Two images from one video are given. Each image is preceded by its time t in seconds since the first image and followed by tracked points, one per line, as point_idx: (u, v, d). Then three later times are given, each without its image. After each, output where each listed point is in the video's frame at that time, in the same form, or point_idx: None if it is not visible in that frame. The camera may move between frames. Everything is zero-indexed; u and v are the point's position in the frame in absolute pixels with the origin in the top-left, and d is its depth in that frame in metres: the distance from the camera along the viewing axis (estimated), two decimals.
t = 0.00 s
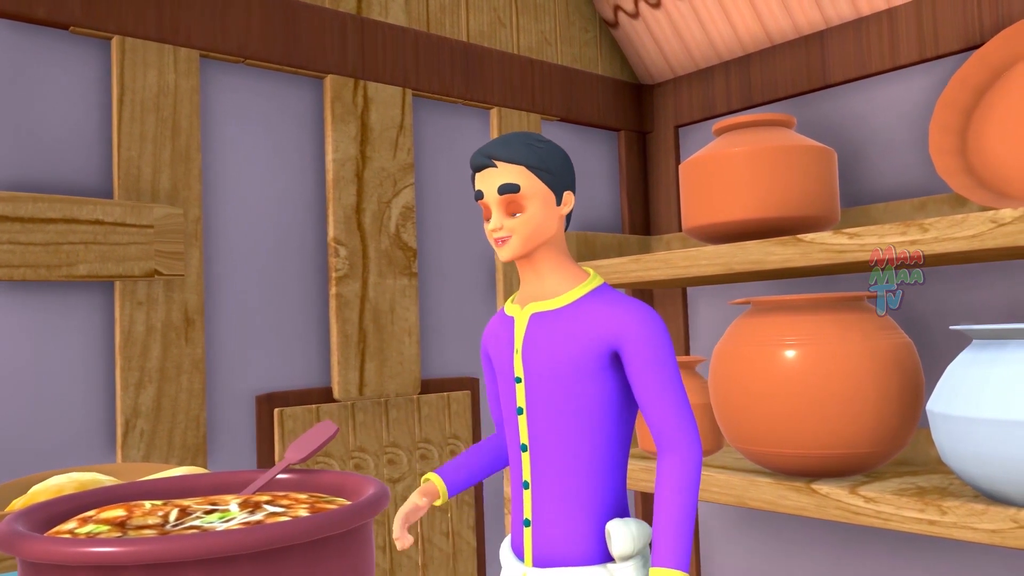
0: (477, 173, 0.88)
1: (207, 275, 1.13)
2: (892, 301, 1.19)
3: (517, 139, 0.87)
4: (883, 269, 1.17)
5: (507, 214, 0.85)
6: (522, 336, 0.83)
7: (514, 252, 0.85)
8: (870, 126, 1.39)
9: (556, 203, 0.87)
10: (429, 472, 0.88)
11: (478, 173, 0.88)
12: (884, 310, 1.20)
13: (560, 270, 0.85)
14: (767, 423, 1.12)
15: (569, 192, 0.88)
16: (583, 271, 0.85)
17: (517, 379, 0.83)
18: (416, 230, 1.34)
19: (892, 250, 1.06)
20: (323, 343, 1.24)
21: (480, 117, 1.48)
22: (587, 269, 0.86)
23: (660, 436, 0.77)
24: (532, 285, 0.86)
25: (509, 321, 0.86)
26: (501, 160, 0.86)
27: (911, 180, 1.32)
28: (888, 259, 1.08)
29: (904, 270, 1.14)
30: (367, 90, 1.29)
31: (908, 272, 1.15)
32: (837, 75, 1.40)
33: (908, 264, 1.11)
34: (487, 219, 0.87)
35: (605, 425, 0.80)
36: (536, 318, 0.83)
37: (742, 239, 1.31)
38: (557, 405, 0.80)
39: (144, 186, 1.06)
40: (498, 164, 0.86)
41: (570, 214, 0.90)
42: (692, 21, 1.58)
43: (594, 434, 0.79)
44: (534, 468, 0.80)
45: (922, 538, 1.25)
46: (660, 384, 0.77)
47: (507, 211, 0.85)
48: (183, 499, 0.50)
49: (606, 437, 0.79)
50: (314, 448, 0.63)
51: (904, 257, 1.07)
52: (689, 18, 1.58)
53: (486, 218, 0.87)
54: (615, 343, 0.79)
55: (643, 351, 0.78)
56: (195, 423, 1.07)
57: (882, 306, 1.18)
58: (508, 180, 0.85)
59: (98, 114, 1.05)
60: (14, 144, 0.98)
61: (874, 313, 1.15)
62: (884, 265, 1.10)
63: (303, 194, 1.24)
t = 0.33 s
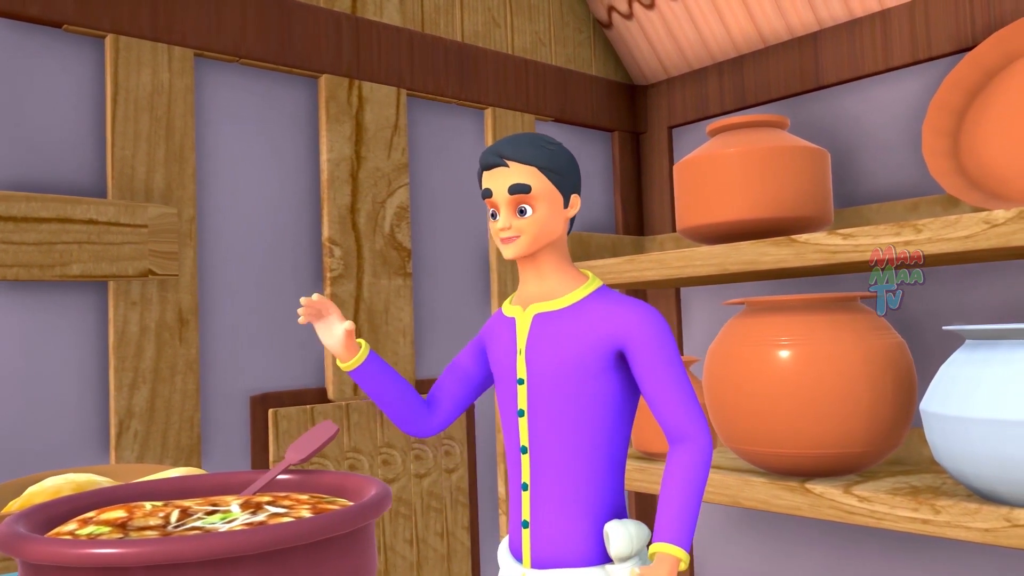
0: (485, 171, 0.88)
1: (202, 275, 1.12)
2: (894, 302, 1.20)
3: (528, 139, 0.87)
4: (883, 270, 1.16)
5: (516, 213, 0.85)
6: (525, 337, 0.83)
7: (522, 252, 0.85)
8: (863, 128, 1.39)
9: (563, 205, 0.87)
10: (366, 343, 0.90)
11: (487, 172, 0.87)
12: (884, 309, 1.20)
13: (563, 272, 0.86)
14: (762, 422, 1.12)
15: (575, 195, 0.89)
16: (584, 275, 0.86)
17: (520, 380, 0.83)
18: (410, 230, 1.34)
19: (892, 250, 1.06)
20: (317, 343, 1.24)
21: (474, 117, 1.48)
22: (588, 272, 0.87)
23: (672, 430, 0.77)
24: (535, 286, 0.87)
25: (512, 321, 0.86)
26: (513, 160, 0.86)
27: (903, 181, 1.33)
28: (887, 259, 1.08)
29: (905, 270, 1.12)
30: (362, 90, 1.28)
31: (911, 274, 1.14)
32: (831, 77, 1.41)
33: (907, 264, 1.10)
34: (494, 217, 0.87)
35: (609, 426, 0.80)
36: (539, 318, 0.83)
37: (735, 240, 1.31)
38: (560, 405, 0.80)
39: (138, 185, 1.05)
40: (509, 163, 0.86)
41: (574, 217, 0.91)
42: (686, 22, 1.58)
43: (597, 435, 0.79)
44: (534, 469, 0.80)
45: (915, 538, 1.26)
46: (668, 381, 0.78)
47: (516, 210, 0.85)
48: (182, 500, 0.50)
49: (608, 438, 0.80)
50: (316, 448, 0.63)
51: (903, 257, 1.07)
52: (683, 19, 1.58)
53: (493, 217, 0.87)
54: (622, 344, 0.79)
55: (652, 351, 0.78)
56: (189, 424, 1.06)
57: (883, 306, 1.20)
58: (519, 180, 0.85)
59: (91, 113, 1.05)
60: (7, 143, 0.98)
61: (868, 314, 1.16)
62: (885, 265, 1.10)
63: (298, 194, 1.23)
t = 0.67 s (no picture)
0: (504, 162, 0.88)
1: (196, 275, 1.12)
2: (895, 302, 1.22)
3: (550, 132, 0.87)
4: (883, 270, 1.17)
5: (534, 204, 0.85)
6: (529, 335, 0.83)
7: (538, 244, 0.85)
8: (855, 129, 1.40)
9: (580, 201, 0.88)
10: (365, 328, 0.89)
11: (506, 163, 0.88)
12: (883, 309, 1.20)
13: (575, 270, 0.86)
14: (758, 422, 1.13)
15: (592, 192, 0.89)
16: (592, 274, 0.86)
17: (524, 376, 0.82)
18: (405, 230, 1.34)
19: (892, 250, 1.06)
20: (312, 343, 1.23)
21: (469, 117, 1.48)
22: (597, 272, 0.87)
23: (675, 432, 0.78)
24: (544, 282, 0.87)
25: (515, 320, 0.86)
26: (534, 151, 0.86)
27: (896, 182, 1.34)
28: (887, 259, 1.07)
29: (905, 270, 1.13)
30: (356, 89, 1.28)
31: (910, 274, 1.14)
32: (824, 79, 1.41)
33: (908, 264, 1.10)
34: (512, 207, 0.87)
35: (613, 425, 0.80)
36: (547, 314, 0.84)
37: (728, 240, 1.31)
38: (563, 404, 0.80)
39: (132, 184, 1.05)
40: (530, 154, 0.86)
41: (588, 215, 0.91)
42: (680, 23, 1.59)
43: (600, 434, 0.80)
44: (535, 467, 0.80)
45: (908, 537, 1.27)
46: (673, 383, 0.78)
47: (535, 201, 0.85)
48: (182, 501, 0.50)
49: (611, 436, 0.80)
50: (317, 448, 0.63)
51: (903, 257, 1.07)
52: (677, 20, 1.59)
53: (510, 207, 0.87)
54: (628, 344, 0.80)
55: (658, 352, 0.79)
56: (183, 424, 1.06)
57: (883, 306, 1.22)
58: (539, 172, 0.85)
59: (85, 112, 1.04)
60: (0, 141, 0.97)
61: (861, 314, 1.16)
62: (884, 265, 1.10)
63: (292, 194, 1.23)
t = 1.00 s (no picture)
0: (511, 158, 0.88)
1: (191, 275, 1.11)
2: (895, 302, 1.22)
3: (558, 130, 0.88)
4: (883, 270, 1.17)
5: (540, 200, 0.85)
6: (531, 333, 0.83)
7: (543, 239, 0.85)
8: (849, 131, 1.41)
9: (586, 199, 0.88)
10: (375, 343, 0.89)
11: (513, 159, 0.88)
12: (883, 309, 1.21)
13: (579, 268, 0.86)
14: (755, 422, 1.13)
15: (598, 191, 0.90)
16: (596, 274, 0.87)
17: (524, 373, 0.82)
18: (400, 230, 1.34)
19: (893, 250, 1.06)
20: (307, 343, 1.23)
21: (464, 117, 1.48)
22: (601, 271, 0.87)
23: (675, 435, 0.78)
24: (547, 281, 0.87)
25: (515, 318, 0.86)
26: (541, 148, 0.86)
27: (890, 183, 1.35)
28: (887, 259, 1.07)
29: (905, 270, 1.13)
30: (352, 89, 1.28)
31: (910, 274, 1.15)
32: (818, 80, 1.42)
33: (908, 264, 1.10)
34: (518, 204, 0.87)
35: (613, 425, 0.80)
36: (549, 312, 0.84)
37: (723, 241, 1.32)
38: (563, 402, 0.80)
39: (127, 184, 1.04)
40: (537, 151, 0.86)
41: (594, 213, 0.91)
42: (675, 24, 1.59)
43: (601, 434, 0.80)
44: (534, 465, 0.80)
45: (902, 536, 1.27)
46: (674, 385, 0.78)
47: (541, 197, 0.85)
48: (183, 502, 0.50)
49: (611, 435, 0.80)
50: (318, 448, 0.63)
51: (903, 257, 1.07)
52: (672, 21, 1.59)
53: (516, 203, 0.87)
54: (630, 344, 0.80)
55: (659, 352, 0.79)
56: (178, 425, 1.06)
57: (883, 306, 1.22)
58: (545, 168, 0.85)
59: (79, 111, 1.04)
60: None
61: (856, 314, 1.16)
62: (884, 265, 1.10)
63: (287, 194, 1.23)
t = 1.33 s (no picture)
0: (497, 159, 0.89)
1: (185, 275, 1.11)
2: (895, 302, 1.23)
3: (543, 129, 0.88)
4: (882, 270, 1.19)
5: (525, 201, 0.86)
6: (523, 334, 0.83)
7: (528, 240, 0.85)
8: (842, 132, 1.42)
9: (573, 198, 0.88)
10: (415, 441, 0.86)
11: (499, 160, 0.88)
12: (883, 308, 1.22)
13: (570, 269, 0.86)
14: (747, 421, 1.13)
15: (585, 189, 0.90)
16: (588, 273, 0.86)
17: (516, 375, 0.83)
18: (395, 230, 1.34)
19: (892, 250, 1.06)
20: (301, 344, 1.23)
21: (458, 117, 1.47)
22: (592, 270, 0.87)
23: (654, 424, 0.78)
24: (539, 281, 0.87)
25: (509, 319, 0.86)
26: (526, 148, 0.87)
27: (883, 184, 1.35)
28: (888, 259, 1.07)
29: (905, 270, 1.14)
30: (347, 89, 1.27)
31: (911, 273, 1.16)
32: (812, 82, 1.42)
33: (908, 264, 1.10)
34: (503, 205, 0.87)
35: (603, 425, 0.81)
36: (541, 314, 0.84)
37: (716, 241, 1.32)
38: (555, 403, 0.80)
39: (121, 183, 1.04)
40: (521, 151, 0.87)
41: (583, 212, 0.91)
42: (669, 25, 1.59)
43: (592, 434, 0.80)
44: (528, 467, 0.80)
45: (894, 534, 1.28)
46: (659, 386, 0.78)
47: (525, 198, 0.86)
48: (184, 503, 0.50)
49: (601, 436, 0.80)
50: (318, 449, 0.63)
51: (903, 257, 1.07)
52: (666, 22, 1.60)
53: (502, 205, 0.88)
54: (621, 343, 0.80)
55: (650, 352, 0.79)
56: (172, 425, 1.05)
57: (883, 306, 1.23)
58: (529, 168, 0.86)
59: (73, 110, 1.03)
60: None
61: (849, 315, 1.17)
62: (885, 263, 1.10)
63: (281, 194, 1.22)
